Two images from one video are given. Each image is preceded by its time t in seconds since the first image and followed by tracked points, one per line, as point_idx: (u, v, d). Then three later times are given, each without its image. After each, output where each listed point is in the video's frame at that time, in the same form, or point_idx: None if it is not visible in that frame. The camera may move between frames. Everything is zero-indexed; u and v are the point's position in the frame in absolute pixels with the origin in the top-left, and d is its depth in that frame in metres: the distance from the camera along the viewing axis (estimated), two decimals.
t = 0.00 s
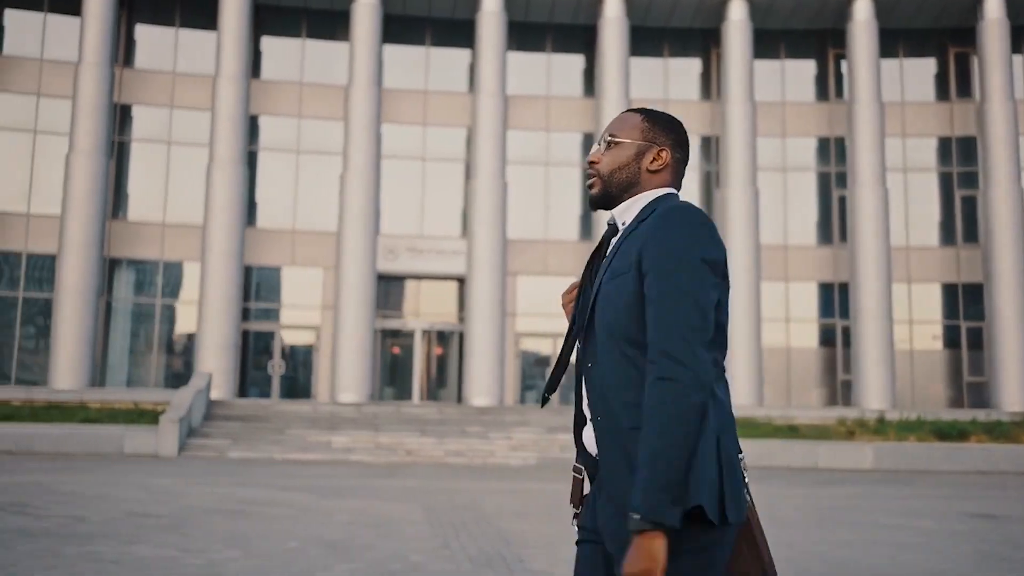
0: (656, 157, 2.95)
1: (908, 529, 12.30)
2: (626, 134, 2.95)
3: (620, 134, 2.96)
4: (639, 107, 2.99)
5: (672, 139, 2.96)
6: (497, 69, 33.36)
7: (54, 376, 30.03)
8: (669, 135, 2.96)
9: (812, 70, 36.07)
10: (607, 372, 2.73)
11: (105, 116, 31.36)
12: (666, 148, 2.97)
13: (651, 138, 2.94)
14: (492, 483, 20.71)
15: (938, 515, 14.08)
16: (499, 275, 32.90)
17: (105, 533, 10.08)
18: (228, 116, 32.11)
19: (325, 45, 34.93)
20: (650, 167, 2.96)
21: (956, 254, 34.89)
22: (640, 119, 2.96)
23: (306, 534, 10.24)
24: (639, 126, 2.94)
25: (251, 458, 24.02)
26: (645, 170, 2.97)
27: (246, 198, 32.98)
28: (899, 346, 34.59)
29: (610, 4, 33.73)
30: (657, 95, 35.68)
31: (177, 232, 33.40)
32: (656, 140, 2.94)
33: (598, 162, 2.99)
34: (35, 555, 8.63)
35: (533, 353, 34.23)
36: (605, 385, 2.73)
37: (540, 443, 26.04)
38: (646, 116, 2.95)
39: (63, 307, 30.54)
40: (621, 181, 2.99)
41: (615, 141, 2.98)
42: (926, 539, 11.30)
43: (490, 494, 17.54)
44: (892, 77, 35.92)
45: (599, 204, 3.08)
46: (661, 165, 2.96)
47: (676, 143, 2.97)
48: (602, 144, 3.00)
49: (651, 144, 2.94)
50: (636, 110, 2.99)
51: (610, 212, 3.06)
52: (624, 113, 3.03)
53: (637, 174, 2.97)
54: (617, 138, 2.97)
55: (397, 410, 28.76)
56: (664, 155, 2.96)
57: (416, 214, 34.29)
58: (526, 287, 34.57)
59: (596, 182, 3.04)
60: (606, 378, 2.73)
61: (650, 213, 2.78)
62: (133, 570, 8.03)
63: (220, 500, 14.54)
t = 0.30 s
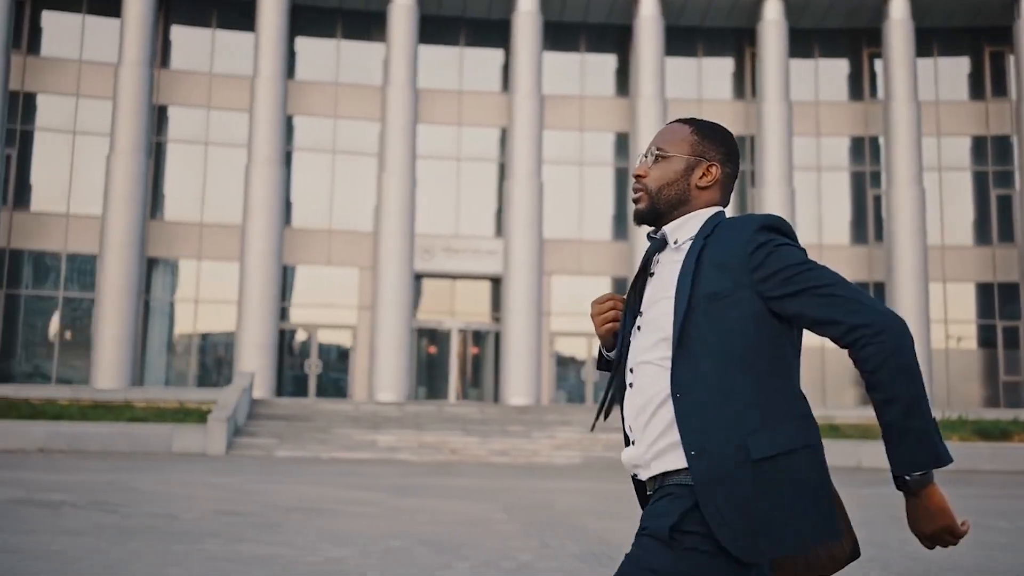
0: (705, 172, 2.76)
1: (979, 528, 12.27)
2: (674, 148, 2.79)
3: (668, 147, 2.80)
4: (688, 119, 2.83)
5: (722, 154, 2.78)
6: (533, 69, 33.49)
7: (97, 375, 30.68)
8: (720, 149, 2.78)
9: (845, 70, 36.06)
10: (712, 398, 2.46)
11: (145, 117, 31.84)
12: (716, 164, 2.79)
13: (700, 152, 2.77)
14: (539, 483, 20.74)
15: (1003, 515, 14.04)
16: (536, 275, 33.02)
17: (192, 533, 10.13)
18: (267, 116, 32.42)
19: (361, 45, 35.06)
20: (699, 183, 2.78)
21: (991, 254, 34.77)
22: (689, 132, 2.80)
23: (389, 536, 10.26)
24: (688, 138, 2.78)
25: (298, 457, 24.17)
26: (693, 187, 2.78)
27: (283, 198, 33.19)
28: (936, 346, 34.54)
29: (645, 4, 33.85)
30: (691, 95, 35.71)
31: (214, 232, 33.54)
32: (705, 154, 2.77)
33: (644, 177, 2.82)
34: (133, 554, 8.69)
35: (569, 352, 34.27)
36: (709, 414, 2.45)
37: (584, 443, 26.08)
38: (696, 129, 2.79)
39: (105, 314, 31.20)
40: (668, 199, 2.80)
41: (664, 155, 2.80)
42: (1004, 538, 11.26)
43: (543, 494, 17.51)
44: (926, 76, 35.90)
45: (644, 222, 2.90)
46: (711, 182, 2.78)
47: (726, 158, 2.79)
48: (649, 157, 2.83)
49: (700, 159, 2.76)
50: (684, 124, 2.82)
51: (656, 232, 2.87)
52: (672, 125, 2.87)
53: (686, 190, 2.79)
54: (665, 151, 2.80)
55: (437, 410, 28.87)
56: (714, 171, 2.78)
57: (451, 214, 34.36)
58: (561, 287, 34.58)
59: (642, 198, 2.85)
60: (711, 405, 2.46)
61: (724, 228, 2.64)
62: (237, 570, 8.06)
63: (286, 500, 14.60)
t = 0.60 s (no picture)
0: (727, 137, 2.69)
1: None
2: (696, 115, 2.71)
3: (688, 114, 2.72)
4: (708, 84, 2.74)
5: (745, 117, 2.70)
6: (559, 70, 33.56)
7: (127, 376, 31.11)
8: (741, 112, 2.71)
9: (869, 69, 36.08)
10: (666, 351, 2.59)
11: (174, 118, 32.09)
12: (737, 127, 2.71)
13: (722, 118, 2.69)
14: (577, 482, 20.81)
15: None
16: (563, 275, 33.17)
17: (266, 532, 10.21)
18: (294, 118, 32.65)
19: (386, 47, 35.13)
20: (721, 148, 2.71)
21: (1016, 254, 34.82)
22: (709, 98, 2.71)
23: (457, 535, 10.32)
24: (708, 105, 2.69)
25: (333, 457, 24.30)
26: (716, 152, 2.71)
27: (310, 200, 33.34)
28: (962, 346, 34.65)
29: (670, 4, 33.91)
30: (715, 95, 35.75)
31: (241, 233, 33.65)
32: (727, 119, 2.69)
33: (667, 144, 2.74)
34: (216, 552, 8.79)
35: (595, 352, 34.35)
36: (661, 370, 2.58)
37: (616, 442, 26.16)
38: (716, 94, 2.71)
39: (134, 312, 31.59)
40: (690, 164, 2.73)
41: (686, 121, 2.73)
42: None
43: (584, 493, 17.56)
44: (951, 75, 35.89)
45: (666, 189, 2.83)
46: (733, 146, 2.71)
47: (747, 120, 2.71)
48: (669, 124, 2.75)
49: (722, 124, 2.69)
50: (705, 90, 2.75)
51: (679, 197, 2.81)
52: (691, 92, 2.78)
53: (708, 155, 2.72)
54: (687, 118, 2.73)
55: (468, 410, 28.99)
56: (736, 136, 2.70)
57: (476, 215, 34.42)
58: (587, 287, 34.66)
59: (664, 164, 2.79)
60: (664, 361, 2.58)
61: (738, 196, 2.60)
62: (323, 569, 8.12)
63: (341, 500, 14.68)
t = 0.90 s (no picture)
0: (725, 172, 2.85)
1: None
2: (696, 150, 2.87)
3: (689, 149, 2.89)
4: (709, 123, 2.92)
5: (742, 153, 2.86)
6: (582, 69, 33.61)
7: (153, 374, 31.25)
8: (740, 149, 2.87)
9: (888, 70, 36.19)
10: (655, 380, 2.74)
11: (200, 117, 32.28)
12: (736, 164, 2.88)
13: (721, 153, 2.86)
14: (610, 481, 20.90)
15: None
16: (586, 274, 33.26)
17: (341, 533, 10.34)
18: (318, 116, 32.71)
19: (409, 47, 35.19)
20: (719, 182, 2.86)
21: None
22: (710, 135, 2.88)
23: (525, 535, 10.42)
24: (708, 140, 2.86)
25: (363, 456, 24.41)
26: (713, 186, 2.87)
27: (335, 199, 33.42)
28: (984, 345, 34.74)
29: (693, 4, 34.00)
30: (736, 94, 35.86)
31: (265, 233, 33.71)
32: (725, 155, 2.85)
33: (668, 179, 2.91)
34: (305, 553, 8.93)
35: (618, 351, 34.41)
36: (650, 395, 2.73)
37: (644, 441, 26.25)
38: (716, 132, 2.88)
39: (159, 308, 31.69)
40: (688, 198, 2.89)
41: (686, 157, 2.89)
42: None
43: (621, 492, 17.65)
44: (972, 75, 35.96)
45: (666, 222, 2.98)
46: (731, 181, 2.86)
47: (744, 158, 2.87)
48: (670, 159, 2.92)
49: (720, 160, 2.85)
50: (706, 128, 2.92)
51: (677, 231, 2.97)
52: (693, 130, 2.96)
53: (706, 189, 2.87)
54: (687, 153, 2.89)
55: (494, 409, 29.09)
56: (734, 172, 2.86)
57: (499, 215, 34.49)
58: (609, 286, 34.71)
59: (664, 199, 2.95)
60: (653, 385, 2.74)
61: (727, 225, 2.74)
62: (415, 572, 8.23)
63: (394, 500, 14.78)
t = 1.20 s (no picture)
0: (727, 161, 2.74)
1: None
2: (696, 139, 2.76)
3: (689, 137, 2.77)
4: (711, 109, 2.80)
5: (744, 142, 2.74)
6: (589, 68, 33.71)
7: (161, 374, 31.15)
8: (742, 137, 2.75)
9: (891, 70, 36.38)
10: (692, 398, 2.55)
11: (208, 116, 32.27)
12: (738, 153, 2.76)
13: (721, 142, 2.74)
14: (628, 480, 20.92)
15: None
16: (593, 273, 33.38)
17: (407, 534, 10.33)
18: (326, 115, 32.71)
19: (416, 46, 35.18)
20: (721, 172, 2.75)
21: None
22: (710, 122, 2.77)
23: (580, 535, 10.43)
24: (709, 128, 2.75)
25: (379, 456, 24.38)
26: (716, 176, 2.75)
27: (343, 198, 33.39)
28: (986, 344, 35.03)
29: (700, 4, 34.11)
30: (740, 95, 36.04)
31: (271, 231, 33.65)
32: (727, 144, 2.73)
33: (667, 168, 2.79)
34: (381, 554, 8.92)
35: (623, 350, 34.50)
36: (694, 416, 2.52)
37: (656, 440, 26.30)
38: (717, 119, 2.77)
39: (167, 307, 31.63)
40: (691, 189, 2.77)
41: (685, 146, 2.77)
42: None
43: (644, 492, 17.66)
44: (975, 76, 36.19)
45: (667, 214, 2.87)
46: (733, 171, 2.75)
47: (749, 147, 2.75)
48: (670, 148, 2.80)
49: (722, 149, 2.73)
50: (706, 116, 2.80)
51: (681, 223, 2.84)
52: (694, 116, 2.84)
53: (709, 180, 2.76)
54: (688, 142, 2.77)
55: (505, 408, 29.13)
56: (736, 160, 2.74)
57: (505, 214, 34.51)
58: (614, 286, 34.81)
59: (664, 188, 2.83)
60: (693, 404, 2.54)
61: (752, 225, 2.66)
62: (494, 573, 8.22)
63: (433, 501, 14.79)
